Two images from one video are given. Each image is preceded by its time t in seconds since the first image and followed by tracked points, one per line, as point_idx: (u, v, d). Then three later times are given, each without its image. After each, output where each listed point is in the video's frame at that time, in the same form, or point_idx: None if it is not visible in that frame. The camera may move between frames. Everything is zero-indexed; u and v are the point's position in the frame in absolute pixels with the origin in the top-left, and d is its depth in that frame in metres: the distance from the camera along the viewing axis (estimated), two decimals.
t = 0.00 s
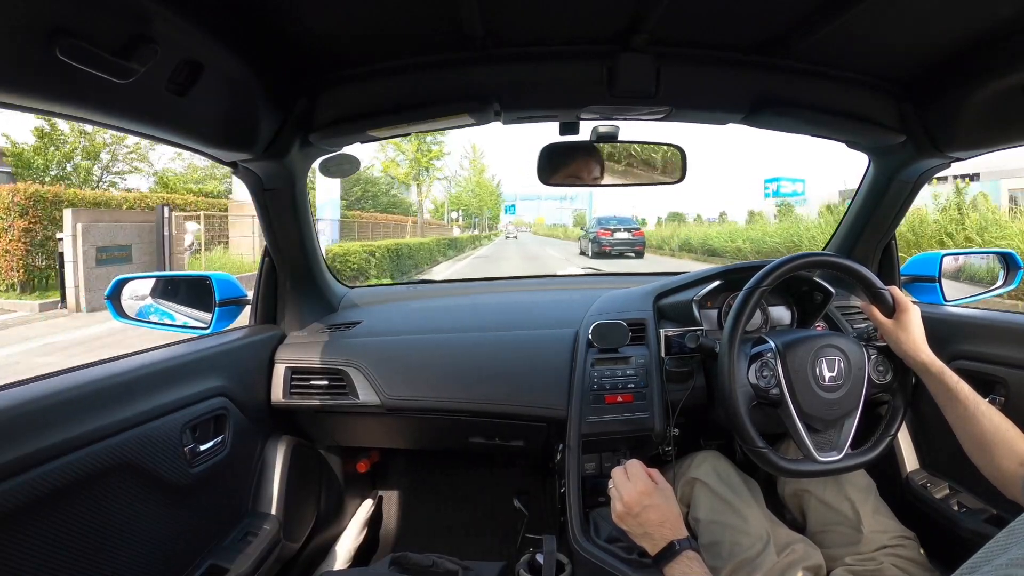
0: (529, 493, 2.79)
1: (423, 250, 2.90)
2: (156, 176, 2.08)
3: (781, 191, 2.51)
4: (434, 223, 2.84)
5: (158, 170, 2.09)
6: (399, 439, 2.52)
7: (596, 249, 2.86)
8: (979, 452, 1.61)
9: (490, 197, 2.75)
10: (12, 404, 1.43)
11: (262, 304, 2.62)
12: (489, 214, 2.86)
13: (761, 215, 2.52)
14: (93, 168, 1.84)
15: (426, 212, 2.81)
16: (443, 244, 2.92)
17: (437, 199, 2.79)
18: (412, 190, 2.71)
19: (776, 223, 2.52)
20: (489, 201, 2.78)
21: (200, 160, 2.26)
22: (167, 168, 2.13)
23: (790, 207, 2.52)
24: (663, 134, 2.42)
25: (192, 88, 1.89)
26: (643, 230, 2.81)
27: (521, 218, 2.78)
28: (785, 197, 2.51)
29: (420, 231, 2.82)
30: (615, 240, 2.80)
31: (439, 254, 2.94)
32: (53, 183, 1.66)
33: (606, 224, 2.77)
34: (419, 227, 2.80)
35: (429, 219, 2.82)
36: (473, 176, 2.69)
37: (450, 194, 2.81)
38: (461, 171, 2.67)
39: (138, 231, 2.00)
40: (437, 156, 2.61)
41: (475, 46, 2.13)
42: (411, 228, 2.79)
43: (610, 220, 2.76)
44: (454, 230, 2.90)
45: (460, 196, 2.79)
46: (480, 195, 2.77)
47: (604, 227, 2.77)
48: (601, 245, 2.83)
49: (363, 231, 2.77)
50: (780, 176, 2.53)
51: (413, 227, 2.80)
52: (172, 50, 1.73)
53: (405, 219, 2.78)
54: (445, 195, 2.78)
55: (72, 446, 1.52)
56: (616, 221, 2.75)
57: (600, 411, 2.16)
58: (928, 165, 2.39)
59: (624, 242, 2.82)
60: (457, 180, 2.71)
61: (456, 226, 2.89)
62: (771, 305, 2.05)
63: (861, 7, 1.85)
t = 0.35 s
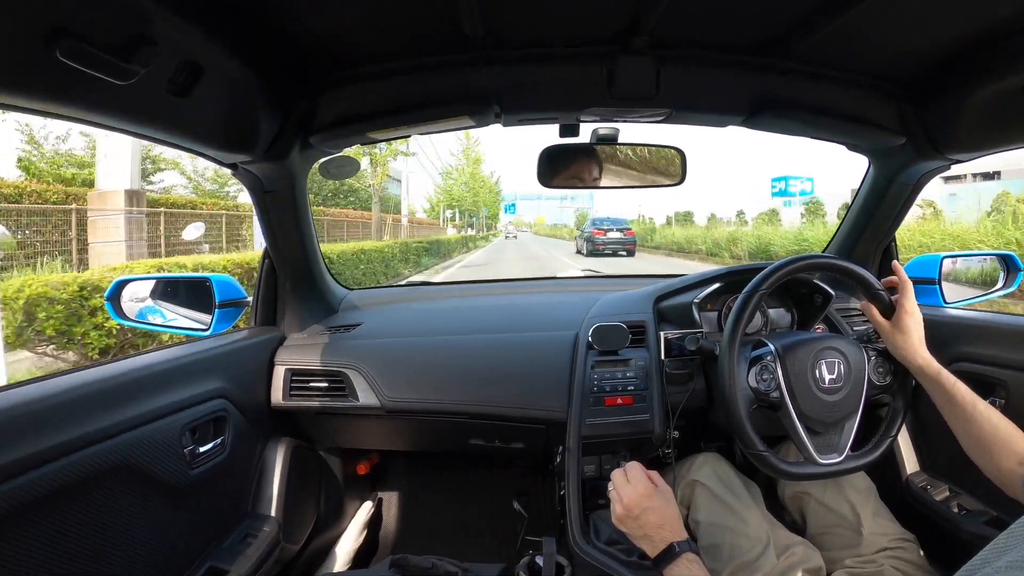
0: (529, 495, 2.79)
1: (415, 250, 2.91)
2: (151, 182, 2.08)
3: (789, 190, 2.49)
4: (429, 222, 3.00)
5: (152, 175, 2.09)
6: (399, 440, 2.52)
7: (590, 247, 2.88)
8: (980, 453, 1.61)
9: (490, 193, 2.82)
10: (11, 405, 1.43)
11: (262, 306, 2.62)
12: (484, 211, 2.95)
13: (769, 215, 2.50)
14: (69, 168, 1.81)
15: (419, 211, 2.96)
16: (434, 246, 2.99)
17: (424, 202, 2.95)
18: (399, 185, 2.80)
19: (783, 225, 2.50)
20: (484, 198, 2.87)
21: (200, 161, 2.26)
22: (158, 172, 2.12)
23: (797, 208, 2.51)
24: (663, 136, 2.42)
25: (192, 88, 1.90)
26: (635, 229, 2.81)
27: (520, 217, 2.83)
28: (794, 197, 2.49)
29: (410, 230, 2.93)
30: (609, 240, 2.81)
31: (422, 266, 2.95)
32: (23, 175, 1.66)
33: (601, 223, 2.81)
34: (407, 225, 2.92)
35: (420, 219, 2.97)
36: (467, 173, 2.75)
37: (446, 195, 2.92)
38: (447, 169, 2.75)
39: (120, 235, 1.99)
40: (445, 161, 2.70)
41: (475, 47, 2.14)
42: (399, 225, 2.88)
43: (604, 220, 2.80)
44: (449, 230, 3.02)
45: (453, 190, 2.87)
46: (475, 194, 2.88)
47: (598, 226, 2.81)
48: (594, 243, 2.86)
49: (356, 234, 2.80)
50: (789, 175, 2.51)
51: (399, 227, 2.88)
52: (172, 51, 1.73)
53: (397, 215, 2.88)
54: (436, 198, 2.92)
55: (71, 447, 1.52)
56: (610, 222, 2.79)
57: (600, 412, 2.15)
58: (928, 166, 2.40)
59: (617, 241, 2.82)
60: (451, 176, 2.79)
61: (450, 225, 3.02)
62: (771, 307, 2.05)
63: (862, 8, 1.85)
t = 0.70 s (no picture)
0: (529, 493, 2.79)
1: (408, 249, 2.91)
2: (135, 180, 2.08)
3: (797, 189, 2.54)
4: (422, 222, 2.89)
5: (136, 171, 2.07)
6: (399, 439, 2.52)
7: (583, 246, 2.91)
8: (979, 452, 1.61)
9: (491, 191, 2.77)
10: (11, 405, 1.43)
11: (261, 305, 2.62)
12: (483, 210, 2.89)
13: (773, 215, 2.54)
14: None
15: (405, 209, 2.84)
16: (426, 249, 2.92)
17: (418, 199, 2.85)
18: (383, 180, 2.72)
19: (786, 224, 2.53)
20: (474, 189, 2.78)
21: (199, 160, 2.26)
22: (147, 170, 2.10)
23: (808, 206, 2.58)
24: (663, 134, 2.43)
25: (192, 88, 1.89)
26: (629, 229, 2.84)
27: (520, 217, 2.78)
28: (801, 195, 2.54)
29: (392, 230, 2.84)
30: (603, 239, 2.85)
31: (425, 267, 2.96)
32: None
33: (597, 223, 2.84)
34: (389, 224, 2.82)
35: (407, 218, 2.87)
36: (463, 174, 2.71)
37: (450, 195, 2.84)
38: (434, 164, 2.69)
39: None
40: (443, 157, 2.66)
41: (475, 47, 2.13)
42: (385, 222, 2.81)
43: (600, 221, 2.84)
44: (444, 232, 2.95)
45: (444, 183, 2.75)
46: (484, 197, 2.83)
47: (593, 227, 2.85)
48: (589, 243, 2.89)
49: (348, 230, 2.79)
50: (796, 173, 2.55)
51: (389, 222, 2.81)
52: (172, 51, 1.73)
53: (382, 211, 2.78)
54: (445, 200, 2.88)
55: (72, 446, 1.52)
56: (607, 223, 2.83)
57: (600, 411, 2.16)
58: (927, 164, 2.40)
59: (611, 241, 2.85)
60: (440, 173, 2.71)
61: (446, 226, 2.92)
62: (770, 305, 2.05)
63: (861, 8, 1.85)
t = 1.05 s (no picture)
0: (529, 493, 2.79)
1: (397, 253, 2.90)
2: (114, 176, 1.95)
3: (807, 189, 2.55)
4: (412, 221, 2.89)
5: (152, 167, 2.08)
6: (399, 439, 2.52)
7: (578, 245, 2.92)
8: (979, 453, 1.61)
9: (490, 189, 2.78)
10: (13, 404, 1.43)
11: (261, 305, 2.62)
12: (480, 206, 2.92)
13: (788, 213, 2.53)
14: None
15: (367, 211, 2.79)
16: (407, 252, 2.90)
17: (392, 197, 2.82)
18: (374, 178, 2.70)
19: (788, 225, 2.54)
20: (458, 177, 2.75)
21: (200, 159, 2.26)
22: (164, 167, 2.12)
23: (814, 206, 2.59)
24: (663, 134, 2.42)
25: (192, 88, 1.89)
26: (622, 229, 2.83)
27: (520, 216, 2.79)
28: (811, 194, 2.56)
29: (362, 229, 2.82)
30: (598, 239, 2.87)
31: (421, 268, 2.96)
32: None
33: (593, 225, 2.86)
34: (359, 222, 2.79)
35: (371, 220, 2.83)
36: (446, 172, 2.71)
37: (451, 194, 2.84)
38: (414, 156, 2.62)
39: None
40: (442, 156, 2.64)
41: (474, 47, 2.13)
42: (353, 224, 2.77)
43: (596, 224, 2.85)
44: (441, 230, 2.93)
45: (426, 170, 2.68)
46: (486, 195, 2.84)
47: (588, 228, 2.86)
48: (585, 243, 2.91)
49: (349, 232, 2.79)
50: (805, 173, 2.57)
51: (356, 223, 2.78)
52: (172, 51, 1.73)
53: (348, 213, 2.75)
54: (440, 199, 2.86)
55: (73, 446, 1.52)
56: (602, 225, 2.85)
57: (600, 410, 2.15)
58: (927, 164, 2.40)
59: (605, 241, 2.87)
60: (413, 171, 2.67)
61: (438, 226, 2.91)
62: (770, 305, 2.05)
63: (861, 8, 1.86)
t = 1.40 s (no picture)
0: (529, 493, 2.79)
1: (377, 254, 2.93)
2: None
3: (815, 187, 2.58)
4: (408, 220, 2.99)
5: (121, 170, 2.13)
6: (399, 439, 2.52)
7: (574, 245, 2.97)
8: (978, 454, 1.61)
9: (490, 188, 2.88)
10: (11, 405, 1.43)
11: (261, 305, 2.62)
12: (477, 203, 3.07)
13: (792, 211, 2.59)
14: None
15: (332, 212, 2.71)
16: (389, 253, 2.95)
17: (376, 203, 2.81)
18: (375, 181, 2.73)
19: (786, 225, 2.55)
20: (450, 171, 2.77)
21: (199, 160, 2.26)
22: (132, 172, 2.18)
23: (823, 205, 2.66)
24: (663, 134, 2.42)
25: (191, 88, 1.90)
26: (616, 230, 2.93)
27: (522, 215, 2.87)
28: (819, 193, 2.61)
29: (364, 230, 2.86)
30: (593, 240, 2.93)
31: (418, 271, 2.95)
32: None
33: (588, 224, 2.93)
34: (361, 224, 2.84)
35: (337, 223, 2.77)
36: (433, 161, 2.70)
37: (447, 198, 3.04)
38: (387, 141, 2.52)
39: None
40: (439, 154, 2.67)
41: (474, 47, 2.14)
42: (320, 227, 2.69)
43: (590, 225, 2.93)
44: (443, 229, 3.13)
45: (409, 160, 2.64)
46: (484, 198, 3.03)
47: (584, 228, 2.92)
48: (580, 243, 2.96)
49: (345, 232, 2.82)
50: (815, 172, 2.58)
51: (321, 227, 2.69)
52: (171, 51, 1.73)
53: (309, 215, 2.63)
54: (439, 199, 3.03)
55: (73, 446, 1.52)
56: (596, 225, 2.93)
57: (600, 411, 2.16)
58: (927, 164, 2.40)
59: (600, 241, 2.93)
60: (395, 169, 2.68)
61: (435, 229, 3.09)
62: (770, 305, 2.05)
63: (861, 7, 1.85)
